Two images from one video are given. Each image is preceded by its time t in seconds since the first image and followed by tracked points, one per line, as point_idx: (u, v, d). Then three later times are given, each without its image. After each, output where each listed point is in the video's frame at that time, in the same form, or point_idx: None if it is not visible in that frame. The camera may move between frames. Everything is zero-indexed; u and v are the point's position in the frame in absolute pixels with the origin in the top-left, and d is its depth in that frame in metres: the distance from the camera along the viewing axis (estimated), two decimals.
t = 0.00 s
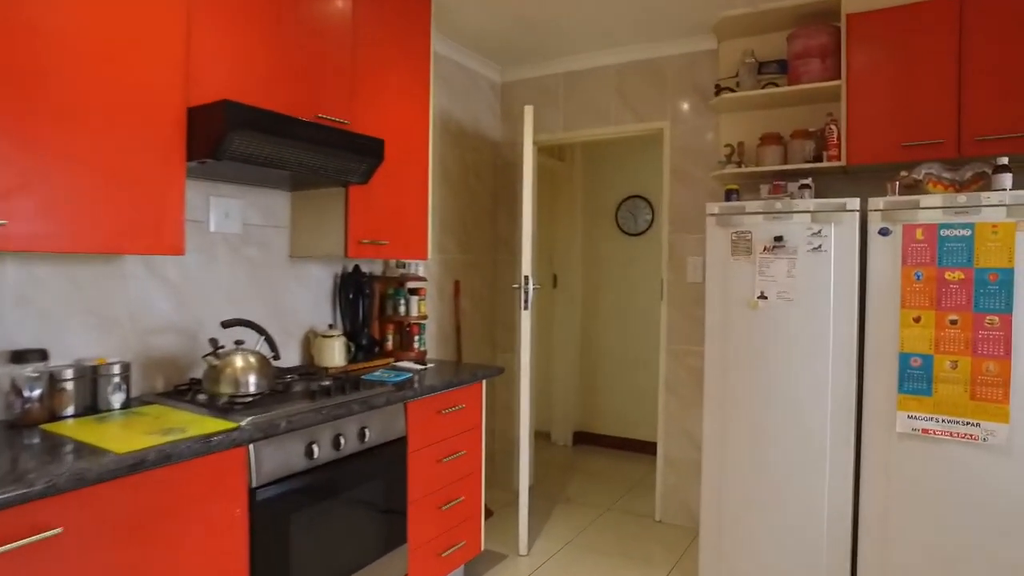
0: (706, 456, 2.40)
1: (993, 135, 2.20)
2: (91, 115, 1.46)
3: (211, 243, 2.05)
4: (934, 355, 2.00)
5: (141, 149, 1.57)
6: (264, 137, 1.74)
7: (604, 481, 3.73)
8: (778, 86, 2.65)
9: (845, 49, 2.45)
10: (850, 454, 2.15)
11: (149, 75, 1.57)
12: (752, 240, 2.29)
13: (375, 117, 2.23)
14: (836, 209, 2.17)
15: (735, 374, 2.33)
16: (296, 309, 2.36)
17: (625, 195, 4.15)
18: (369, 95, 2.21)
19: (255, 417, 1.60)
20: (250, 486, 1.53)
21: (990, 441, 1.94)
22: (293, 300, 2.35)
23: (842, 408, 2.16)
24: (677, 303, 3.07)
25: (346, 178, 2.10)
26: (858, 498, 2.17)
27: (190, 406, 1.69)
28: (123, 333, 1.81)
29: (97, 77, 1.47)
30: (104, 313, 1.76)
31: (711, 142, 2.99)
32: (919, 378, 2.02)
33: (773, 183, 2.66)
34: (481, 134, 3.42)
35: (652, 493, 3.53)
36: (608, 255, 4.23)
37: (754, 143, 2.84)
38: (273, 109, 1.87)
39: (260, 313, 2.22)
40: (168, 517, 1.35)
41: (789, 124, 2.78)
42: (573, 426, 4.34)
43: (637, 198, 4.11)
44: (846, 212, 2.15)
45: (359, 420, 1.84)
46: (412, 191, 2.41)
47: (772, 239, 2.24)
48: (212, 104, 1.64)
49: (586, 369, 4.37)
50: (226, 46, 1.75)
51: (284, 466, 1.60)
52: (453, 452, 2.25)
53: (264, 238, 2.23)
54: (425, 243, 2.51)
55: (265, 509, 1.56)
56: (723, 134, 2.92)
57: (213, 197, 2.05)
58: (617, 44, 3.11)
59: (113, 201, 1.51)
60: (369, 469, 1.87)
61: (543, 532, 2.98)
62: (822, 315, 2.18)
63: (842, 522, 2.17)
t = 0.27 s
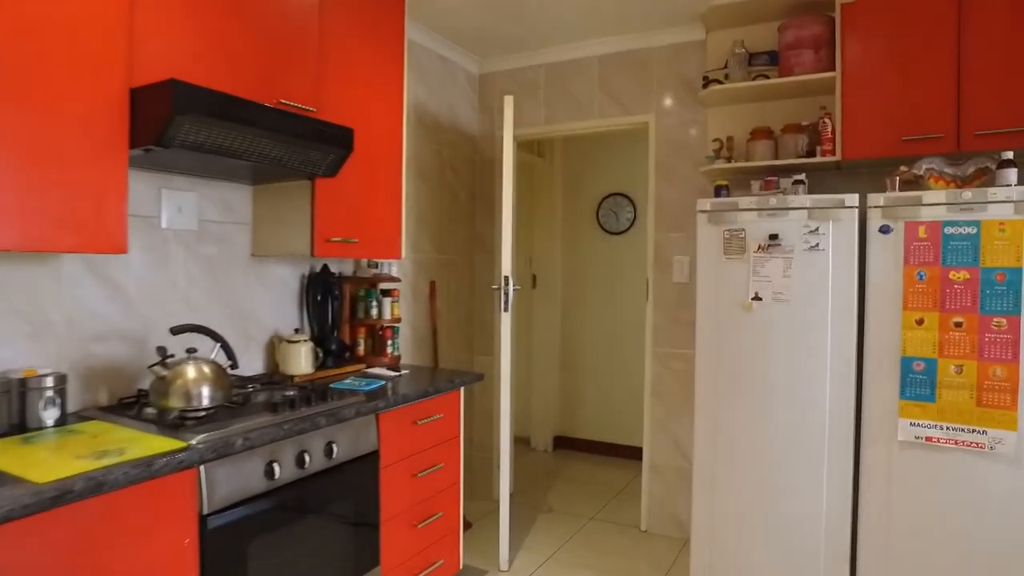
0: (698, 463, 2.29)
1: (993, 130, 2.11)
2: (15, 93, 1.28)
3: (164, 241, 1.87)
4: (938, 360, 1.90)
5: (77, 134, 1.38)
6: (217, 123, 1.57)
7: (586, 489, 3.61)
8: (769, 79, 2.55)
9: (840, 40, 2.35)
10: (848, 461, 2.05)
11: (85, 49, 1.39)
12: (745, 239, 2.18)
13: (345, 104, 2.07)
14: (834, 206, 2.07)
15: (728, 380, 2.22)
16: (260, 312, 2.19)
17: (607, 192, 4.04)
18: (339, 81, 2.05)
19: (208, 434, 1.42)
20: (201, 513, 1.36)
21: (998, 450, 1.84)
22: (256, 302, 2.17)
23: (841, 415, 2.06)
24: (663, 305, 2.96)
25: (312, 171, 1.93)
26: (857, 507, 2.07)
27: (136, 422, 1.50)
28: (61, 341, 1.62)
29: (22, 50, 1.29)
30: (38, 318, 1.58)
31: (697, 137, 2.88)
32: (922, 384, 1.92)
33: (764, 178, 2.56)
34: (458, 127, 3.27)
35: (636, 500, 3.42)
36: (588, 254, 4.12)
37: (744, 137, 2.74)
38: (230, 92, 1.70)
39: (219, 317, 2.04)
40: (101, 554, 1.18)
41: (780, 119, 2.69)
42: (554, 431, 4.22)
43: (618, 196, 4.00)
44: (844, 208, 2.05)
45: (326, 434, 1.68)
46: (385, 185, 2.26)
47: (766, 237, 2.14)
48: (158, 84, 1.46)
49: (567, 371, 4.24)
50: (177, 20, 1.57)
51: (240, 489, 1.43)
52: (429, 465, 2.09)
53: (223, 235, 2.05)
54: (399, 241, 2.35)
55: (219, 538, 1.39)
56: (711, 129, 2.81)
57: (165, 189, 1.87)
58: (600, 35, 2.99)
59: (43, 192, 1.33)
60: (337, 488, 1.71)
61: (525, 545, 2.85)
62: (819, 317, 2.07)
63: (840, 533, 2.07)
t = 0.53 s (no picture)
0: (696, 472, 2.16)
1: (1005, 119, 2.00)
2: None
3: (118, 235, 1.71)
4: (952, 362, 1.79)
5: (6, 112, 1.22)
6: (172, 104, 1.41)
7: (574, 496, 3.48)
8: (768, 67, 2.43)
9: (842, 26, 2.24)
10: (857, 470, 1.93)
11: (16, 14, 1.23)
12: (746, 234, 2.06)
13: (319, 88, 1.92)
14: (841, 199, 1.96)
15: (727, 384, 2.10)
16: (227, 313, 2.03)
17: (595, 188, 3.92)
18: (312, 63, 1.89)
19: (156, 451, 1.26)
20: (147, 541, 1.20)
21: (1016, 458, 1.73)
22: (221, 303, 2.01)
23: (848, 422, 1.94)
24: (655, 303, 2.84)
25: (279, 159, 1.78)
26: (865, 518, 1.96)
27: (80, 437, 1.34)
28: None
29: None
30: None
31: (691, 130, 2.76)
32: (935, 388, 1.81)
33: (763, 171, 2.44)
34: (440, 118, 3.13)
35: (626, 507, 3.30)
36: (576, 251, 3.99)
37: (740, 130, 2.63)
38: (188, 69, 1.54)
39: (180, 318, 1.88)
40: None
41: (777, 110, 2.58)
42: (540, 434, 4.10)
43: (606, 191, 3.88)
44: (852, 201, 1.94)
45: (294, 446, 1.53)
46: (361, 177, 2.11)
47: (769, 231, 2.02)
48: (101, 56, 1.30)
49: (554, 373, 4.11)
50: None
51: (193, 512, 1.28)
52: (409, 478, 1.95)
53: (184, 230, 1.89)
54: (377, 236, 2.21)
55: (168, 568, 1.23)
56: (707, 121, 2.70)
57: (117, 177, 1.70)
58: (590, 22, 2.86)
59: None
60: (307, 506, 1.56)
61: (511, 556, 2.71)
62: (825, 317, 1.96)
63: (847, 547, 1.95)
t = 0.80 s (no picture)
0: (699, 488, 2.03)
1: None
2: None
3: (55, 234, 1.51)
4: (978, 372, 1.65)
5: None
6: (105, 82, 1.22)
7: (564, 507, 3.33)
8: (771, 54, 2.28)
9: (852, 11, 2.09)
10: (872, 487, 1.80)
11: None
12: (752, 232, 1.91)
13: (285, 72, 1.74)
14: (855, 194, 1.81)
15: (731, 395, 1.96)
16: (185, 320, 1.83)
17: (584, 185, 3.75)
18: (277, 44, 1.71)
19: (81, 486, 1.08)
20: None
21: None
22: (179, 308, 1.82)
23: (863, 436, 1.80)
24: (650, 306, 2.69)
25: (239, 149, 1.60)
26: (880, 537, 1.83)
27: None
28: None
29: None
30: None
31: (688, 123, 2.61)
32: (959, 400, 1.67)
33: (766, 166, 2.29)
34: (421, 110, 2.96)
35: (618, 520, 3.14)
36: (564, 251, 3.82)
37: (740, 123, 2.48)
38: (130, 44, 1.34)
39: (130, 327, 1.68)
40: None
41: (780, 102, 2.43)
42: (528, 442, 3.93)
43: (596, 188, 3.72)
44: (867, 197, 1.79)
45: (251, 472, 1.35)
46: (333, 171, 1.93)
47: (777, 229, 1.87)
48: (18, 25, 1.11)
49: (541, 378, 3.95)
50: None
51: (125, 557, 1.09)
52: (385, 501, 1.77)
53: (134, 228, 1.69)
54: (350, 235, 2.03)
55: None
56: (705, 113, 2.54)
57: (52, 169, 1.50)
58: (581, 9, 2.69)
59: None
60: (267, 540, 1.38)
61: None
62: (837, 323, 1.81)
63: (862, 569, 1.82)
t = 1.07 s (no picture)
0: (703, 506, 1.88)
1: None
2: None
3: None
4: (1013, 383, 1.51)
5: None
6: (24, 52, 1.04)
7: (556, 519, 3.17)
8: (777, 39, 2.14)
9: None
10: (893, 508, 1.66)
11: None
12: (762, 230, 1.77)
13: (250, 51, 1.57)
14: (875, 188, 1.67)
15: (740, 407, 1.81)
16: (140, 327, 1.65)
17: (575, 181, 3.61)
18: (241, 20, 1.54)
19: None
20: None
21: None
22: (135, 314, 1.64)
23: (884, 452, 1.66)
24: (647, 309, 2.54)
25: (198, 134, 1.42)
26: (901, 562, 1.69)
27: None
28: None
29: None
30: None
31: (687, 115, 2.46)
32: (992, 414, 1.52)
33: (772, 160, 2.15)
34: (404, 102, 2.80)
35: (613, 533, 2.99)
36: (555, 251, 3.67)
37: (745, 113, 2.33)
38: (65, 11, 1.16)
39: (75, 335, 1.50)
40: None
41: (786, 92, 2.29)
42: (517, 449, 3.78)
43: (588, 185, 3.57)
44: (888, 191, 1.65)
45: (204, 503, 1.18)
46: (305, 162, 1.76)
47: (790, 227, 1.73)
48: None
49: (531, 383, 3.79)
50: None
51: None
52: (361, 528, 1.60)
53: (79, 224, 1.51)
54: (326, 232, 1.86)
55: None
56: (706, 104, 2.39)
57: None
58: None
59: None
60: None
61: None
62: (856, 328, 1.67)
63: None
